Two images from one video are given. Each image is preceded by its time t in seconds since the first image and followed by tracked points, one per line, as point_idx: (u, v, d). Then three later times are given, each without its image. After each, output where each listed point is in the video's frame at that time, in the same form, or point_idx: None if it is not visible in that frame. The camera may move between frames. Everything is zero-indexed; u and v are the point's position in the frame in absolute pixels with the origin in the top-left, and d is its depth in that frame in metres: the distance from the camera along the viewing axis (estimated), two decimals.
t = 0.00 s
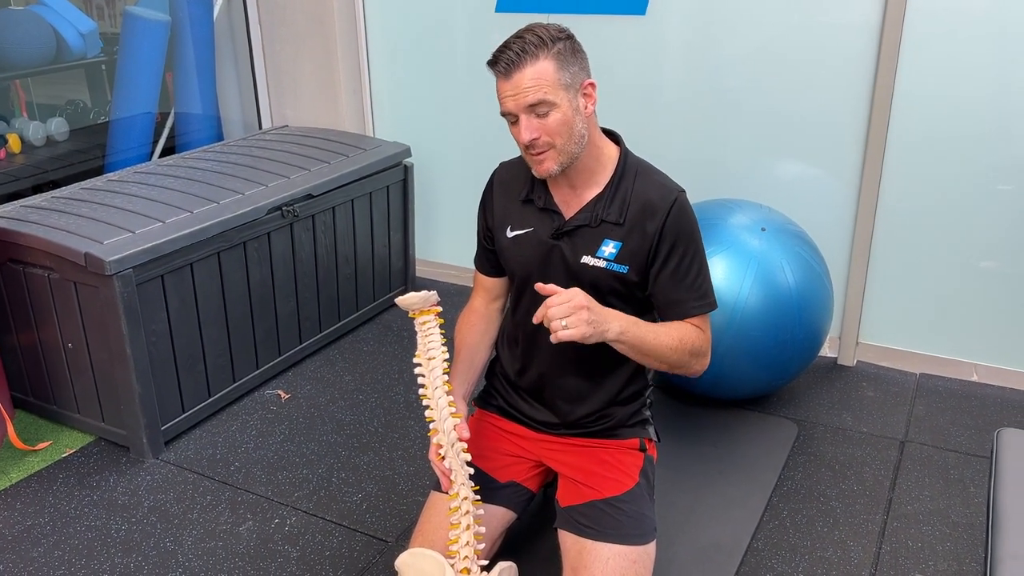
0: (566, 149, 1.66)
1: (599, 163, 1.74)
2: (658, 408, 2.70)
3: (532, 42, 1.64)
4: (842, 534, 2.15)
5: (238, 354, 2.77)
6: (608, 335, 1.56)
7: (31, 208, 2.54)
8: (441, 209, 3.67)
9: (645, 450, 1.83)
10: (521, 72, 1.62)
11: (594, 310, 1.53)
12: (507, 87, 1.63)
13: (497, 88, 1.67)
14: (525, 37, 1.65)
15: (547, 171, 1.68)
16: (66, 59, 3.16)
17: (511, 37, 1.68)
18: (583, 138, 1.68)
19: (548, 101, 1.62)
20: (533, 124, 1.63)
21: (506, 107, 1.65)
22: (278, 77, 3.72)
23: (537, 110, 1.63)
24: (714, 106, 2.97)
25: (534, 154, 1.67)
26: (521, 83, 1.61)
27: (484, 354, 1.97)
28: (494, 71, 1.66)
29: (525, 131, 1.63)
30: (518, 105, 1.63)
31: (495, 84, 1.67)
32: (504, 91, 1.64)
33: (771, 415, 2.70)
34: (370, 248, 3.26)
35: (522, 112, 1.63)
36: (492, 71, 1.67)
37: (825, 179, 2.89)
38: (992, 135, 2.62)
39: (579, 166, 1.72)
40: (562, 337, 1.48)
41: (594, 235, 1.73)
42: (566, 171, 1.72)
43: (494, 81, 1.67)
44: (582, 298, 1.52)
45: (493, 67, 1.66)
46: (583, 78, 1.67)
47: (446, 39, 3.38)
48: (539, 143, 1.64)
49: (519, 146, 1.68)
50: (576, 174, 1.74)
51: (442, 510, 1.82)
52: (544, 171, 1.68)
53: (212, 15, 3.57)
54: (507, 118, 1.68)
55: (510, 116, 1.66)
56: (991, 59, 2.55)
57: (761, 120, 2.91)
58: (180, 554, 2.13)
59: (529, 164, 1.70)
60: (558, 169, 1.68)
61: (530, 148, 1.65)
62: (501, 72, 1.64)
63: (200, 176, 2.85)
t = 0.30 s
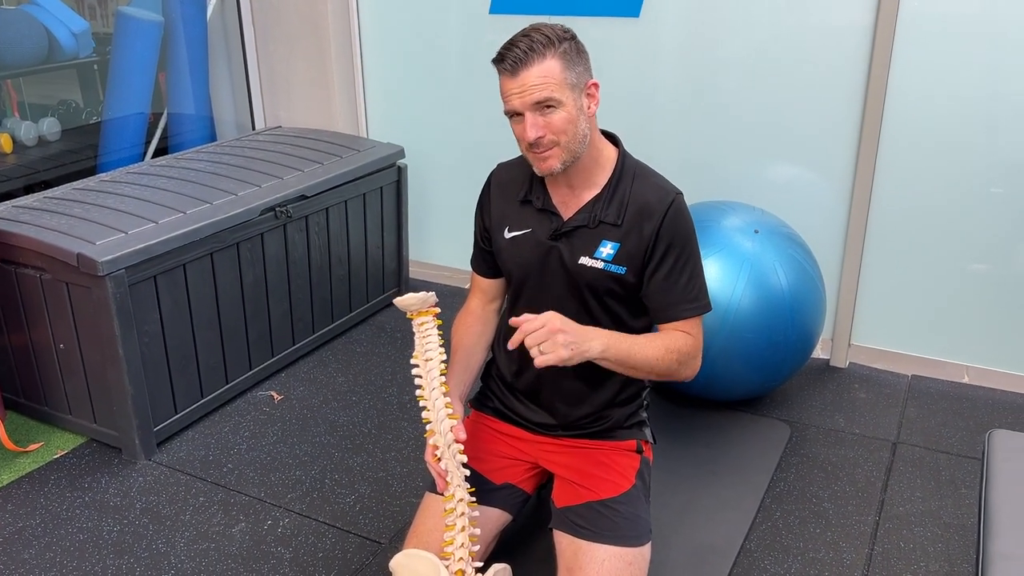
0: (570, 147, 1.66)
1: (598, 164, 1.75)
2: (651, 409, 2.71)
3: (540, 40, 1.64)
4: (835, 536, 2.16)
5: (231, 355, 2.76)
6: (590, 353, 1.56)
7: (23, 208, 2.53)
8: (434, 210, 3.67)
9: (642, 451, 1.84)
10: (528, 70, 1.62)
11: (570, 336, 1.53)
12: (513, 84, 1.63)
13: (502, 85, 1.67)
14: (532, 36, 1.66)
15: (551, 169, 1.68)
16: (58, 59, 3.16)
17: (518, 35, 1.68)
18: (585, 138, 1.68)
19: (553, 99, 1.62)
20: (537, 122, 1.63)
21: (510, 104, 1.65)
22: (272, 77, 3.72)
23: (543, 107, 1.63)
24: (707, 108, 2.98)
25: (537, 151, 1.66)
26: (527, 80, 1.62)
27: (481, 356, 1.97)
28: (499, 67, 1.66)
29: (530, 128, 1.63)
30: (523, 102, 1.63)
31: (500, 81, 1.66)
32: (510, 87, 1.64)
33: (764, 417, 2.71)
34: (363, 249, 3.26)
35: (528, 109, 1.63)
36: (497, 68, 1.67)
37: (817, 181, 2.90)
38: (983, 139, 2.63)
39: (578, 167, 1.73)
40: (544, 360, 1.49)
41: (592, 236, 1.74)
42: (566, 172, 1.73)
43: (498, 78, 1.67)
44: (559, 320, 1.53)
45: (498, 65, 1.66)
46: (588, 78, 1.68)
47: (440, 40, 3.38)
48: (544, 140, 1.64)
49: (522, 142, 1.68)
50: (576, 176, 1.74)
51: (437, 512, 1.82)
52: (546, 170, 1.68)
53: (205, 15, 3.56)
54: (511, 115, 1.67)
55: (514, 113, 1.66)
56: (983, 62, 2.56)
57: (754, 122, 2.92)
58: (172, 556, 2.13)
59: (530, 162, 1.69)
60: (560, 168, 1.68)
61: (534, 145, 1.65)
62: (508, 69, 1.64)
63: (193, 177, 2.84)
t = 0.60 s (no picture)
0: (572, 153, 1.66)
1: (596, 168, 1.75)
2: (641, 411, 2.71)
3: (550, 44, 1.64)
4: (823, 537, 2.17)
5: (221, 357, 2.75)
6: (599, 376, 1.56)
7: (10, 209, 2.52)
8: (425, 212, 3.67)
9: (634, 454, 1.85)
10: (535, 74, 1.62)
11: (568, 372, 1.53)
12: (519, 86, 1.63)
13: (507, 87, 1.66)
14: (539, 39, 1.66)
15: (552, 176, 1.68)
16: (47, 60, 3.13)
17: (525, 37, 1.68)
18: (587, 144, 1.69)
19: (559, 105, 1.62)
20: (541, 126, 1.64)
21: (514, 107, 1.65)
22: (262, 79, 3.71)
23: (548, 112, 1.63)
24: (697, 110, 2.99)
25: (539, 155, 1.66)
26: (534, 84, 1.62)
27: (474, 358, 1.97)
28: (506, 68, 1.66)
29: (534, 132, 1.63)
30: (529, 106, 1.62)
31: (506, 82, 1.66)
32: (517, 89, 1.63)
33: (753, 419, 2.72)
34: (354, 251, 3.25)
35: (534, 113, 1.63)
36: (503, 69, 1.66)
37: (806, 184, 2.91)
38: (971, 142, 2.65)
39: (578, 172, 1.73)
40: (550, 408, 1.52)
41: (589, 240, 1.74)
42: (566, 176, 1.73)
43: (504, 79, 1.67)
44: (551, 360, 1.53)
45: (505, 65, 1.66)
46: (593, 85, 1.68)
47: (431, 42, 3.38)
48: (547, 145, 1.64)
49: (524, 146, 1.68)
50: (574, 180, 1.74)
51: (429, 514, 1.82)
52: (547, 175, 1.68)
53: (195, 17, 3.55)
54: (515, 118, 1.67)
55: (518, 115, 1.66)
56: (971, 66, 2.58)
57: (744, 125, 2.93)
58: (161, 559, 2.12)
59: (531, 165, 1.69)
60: (561, 174, 1.68)
61: (537, 149, 1.65)
62: (515, 71, 1.64)
63: (182, 179, 2.83)
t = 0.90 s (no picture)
0: (576, 163, 1.67)
1: (599, 177, 1.76)
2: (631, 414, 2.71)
3: (561, 54, 1.64)
4: (812, 539, 2.17)
5: (210, 359, 2.74)
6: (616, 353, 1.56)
7: None
8: (415, 215, 3.67)
9: (625, 458, 1.84)
10: (545, 84, 1.62)
11: (631, 328, 1.50)
12: (529, 95, 1.62)
13: (516, 94, 1.66)
14: (550, 47, 1.65)
15: (555, 185, 1.69)
16: (34, 61, 3.10)
17: (537, 42, 1.67)
18: (591, 154, 1.69)
19: (567, 117, 1.62)
20: (548, 136, 1.64)
21: (522, 115, 1.65)
22: (251, 81, 3.70)
23: (556, 123, 1.63)
24: (686, 113, 3.00)
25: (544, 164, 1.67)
26: (544, 95, 1.61)
27: (464, 359, 1.96)
28: (516, 74, 1.65)
29: (540, 142, 1.63)
30: (537, 116, 1.62)
31: (515, 89, 1.66)
32: (526, 98, 1.63)
33: (742, 421, 2.73)
34: (344, 253, 3.25)
35: (541, 123, 1.63)
36: (513, 75, 1.66)
37: (794, 187, 2.93)
38: (958, 146, 2.67)
39: (581, 178, 1.73)
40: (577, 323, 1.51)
41: (589, 245, 1.75)
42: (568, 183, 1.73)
43: (513, 86, 1.66)
44: (639, 313, 1.49)
45: (514, 72, 1.65)
46: (601, 95, 1.69)
47: (422, 45, 3.38)
48: (552, 156, 1.65)
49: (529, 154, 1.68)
50: (577, 186, 1.74)
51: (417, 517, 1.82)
52: (550, 183, 1.69)
53: (184, 18, 3.54)
54: (521, 125, 1.67)
55: (525, 124, 1.66)
56: (957, 70, 2.60)
57: (733, 128, 2.94)
58: (148, 563, 2.10)
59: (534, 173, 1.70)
60: (564, 183, 1.69)
61: (543, 158, 1.65)
62: (525, 79, 1.63)
63: (171, 180, 2.82)
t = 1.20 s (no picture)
0: (574, 172, 1.68)
1: (599, 182, 1.76)
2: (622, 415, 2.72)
3: (564, 65, 1.63)
4: (803, 540, 2.18)
5: (201, 360, 2.74)
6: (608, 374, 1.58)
7: None
8: (407, 216, 3.67)
9: (617, 459, 1.84)
10: (545, 96, 1.61)
11: (620, 351, 1.52)
12: (528, 105, 1.63)
13: (517, 102, 1.66)
14: (554, 55, 1.65)
15: (552, 193, 1.70)
16: (25, 61, 3.10)
17: (541, 49, 1.67)
18: (591, 163, 1.69)
19: (566, 129, 1.63)
20: (546, 147, 1.64)
21: (521, 124, 1.65)
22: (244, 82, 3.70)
23: (554, 134, 1.63)
24: (678, 115, 3.01)
25: (541, 172, 1.68)
26: (543, 106, 1.62)
27: (456, 359, 1.96)
28: (518, 82, 1.65)
29: (538, 152, 1.64)
30: (535, 127, 1.63)
31: (517, 97, 1.66)
32: (526, 108, 1.63)
33: (734, 423, 2.73)
34: (336, 254, 3.24)
35: (539, 134, 1.64)
36: (515, 82, 1.66)
37: (786, 189, 2.94)
38: (948, 149, 2.68)
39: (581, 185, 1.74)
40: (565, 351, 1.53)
41: (586, 248, 1.75)
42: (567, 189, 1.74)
43: (515, 93, 1.66)
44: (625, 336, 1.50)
45: (516, 79, 1.65)
46: (603, 105, 1.68)
47: (414, 46, 3.39)
48: (549, 165, 1.66)
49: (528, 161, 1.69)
50: (577, 192, 1.75)
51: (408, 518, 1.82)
52: (547, 190, 1.70)
53: (177, 19, 3.53)
54: (521, 133, 1.67)
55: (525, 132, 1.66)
56: (947, 74, 2.61)
57: (725, 130, 2.95)
58: (139, 564, 2.10)
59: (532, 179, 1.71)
60: (561, 191, 1.70)
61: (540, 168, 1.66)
62: (526, 89, 1.63)
63: (163, 181, 2.81)
